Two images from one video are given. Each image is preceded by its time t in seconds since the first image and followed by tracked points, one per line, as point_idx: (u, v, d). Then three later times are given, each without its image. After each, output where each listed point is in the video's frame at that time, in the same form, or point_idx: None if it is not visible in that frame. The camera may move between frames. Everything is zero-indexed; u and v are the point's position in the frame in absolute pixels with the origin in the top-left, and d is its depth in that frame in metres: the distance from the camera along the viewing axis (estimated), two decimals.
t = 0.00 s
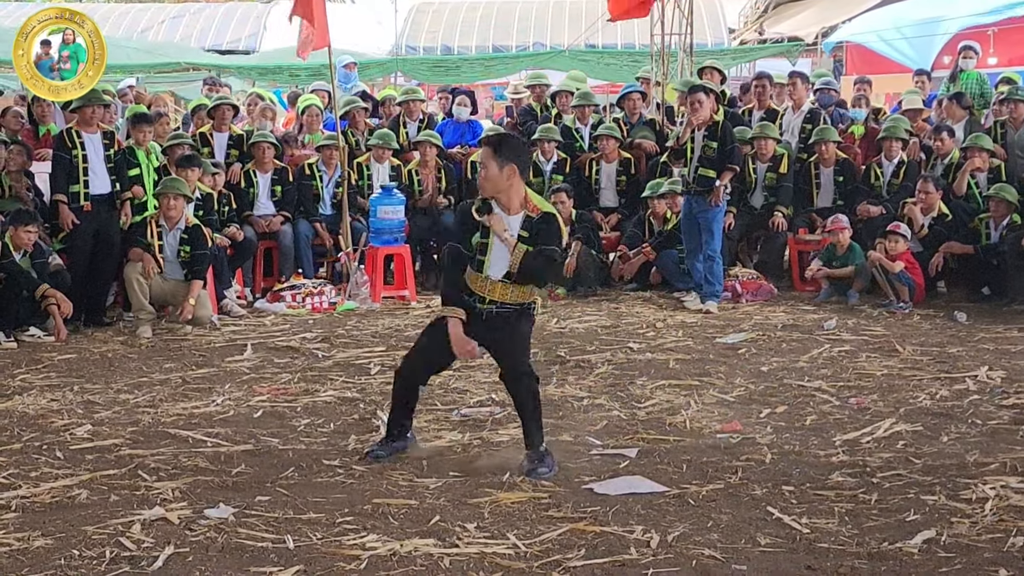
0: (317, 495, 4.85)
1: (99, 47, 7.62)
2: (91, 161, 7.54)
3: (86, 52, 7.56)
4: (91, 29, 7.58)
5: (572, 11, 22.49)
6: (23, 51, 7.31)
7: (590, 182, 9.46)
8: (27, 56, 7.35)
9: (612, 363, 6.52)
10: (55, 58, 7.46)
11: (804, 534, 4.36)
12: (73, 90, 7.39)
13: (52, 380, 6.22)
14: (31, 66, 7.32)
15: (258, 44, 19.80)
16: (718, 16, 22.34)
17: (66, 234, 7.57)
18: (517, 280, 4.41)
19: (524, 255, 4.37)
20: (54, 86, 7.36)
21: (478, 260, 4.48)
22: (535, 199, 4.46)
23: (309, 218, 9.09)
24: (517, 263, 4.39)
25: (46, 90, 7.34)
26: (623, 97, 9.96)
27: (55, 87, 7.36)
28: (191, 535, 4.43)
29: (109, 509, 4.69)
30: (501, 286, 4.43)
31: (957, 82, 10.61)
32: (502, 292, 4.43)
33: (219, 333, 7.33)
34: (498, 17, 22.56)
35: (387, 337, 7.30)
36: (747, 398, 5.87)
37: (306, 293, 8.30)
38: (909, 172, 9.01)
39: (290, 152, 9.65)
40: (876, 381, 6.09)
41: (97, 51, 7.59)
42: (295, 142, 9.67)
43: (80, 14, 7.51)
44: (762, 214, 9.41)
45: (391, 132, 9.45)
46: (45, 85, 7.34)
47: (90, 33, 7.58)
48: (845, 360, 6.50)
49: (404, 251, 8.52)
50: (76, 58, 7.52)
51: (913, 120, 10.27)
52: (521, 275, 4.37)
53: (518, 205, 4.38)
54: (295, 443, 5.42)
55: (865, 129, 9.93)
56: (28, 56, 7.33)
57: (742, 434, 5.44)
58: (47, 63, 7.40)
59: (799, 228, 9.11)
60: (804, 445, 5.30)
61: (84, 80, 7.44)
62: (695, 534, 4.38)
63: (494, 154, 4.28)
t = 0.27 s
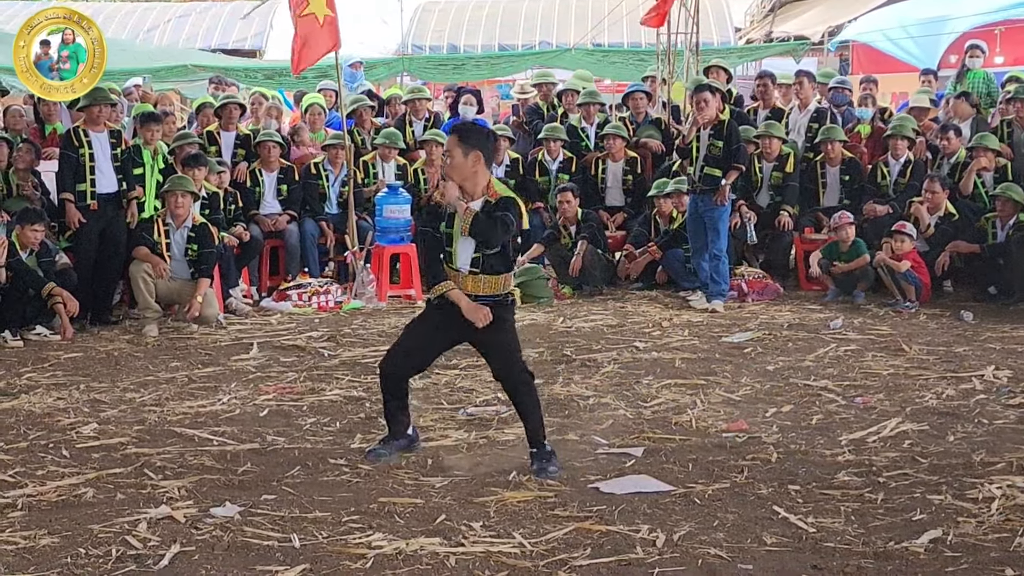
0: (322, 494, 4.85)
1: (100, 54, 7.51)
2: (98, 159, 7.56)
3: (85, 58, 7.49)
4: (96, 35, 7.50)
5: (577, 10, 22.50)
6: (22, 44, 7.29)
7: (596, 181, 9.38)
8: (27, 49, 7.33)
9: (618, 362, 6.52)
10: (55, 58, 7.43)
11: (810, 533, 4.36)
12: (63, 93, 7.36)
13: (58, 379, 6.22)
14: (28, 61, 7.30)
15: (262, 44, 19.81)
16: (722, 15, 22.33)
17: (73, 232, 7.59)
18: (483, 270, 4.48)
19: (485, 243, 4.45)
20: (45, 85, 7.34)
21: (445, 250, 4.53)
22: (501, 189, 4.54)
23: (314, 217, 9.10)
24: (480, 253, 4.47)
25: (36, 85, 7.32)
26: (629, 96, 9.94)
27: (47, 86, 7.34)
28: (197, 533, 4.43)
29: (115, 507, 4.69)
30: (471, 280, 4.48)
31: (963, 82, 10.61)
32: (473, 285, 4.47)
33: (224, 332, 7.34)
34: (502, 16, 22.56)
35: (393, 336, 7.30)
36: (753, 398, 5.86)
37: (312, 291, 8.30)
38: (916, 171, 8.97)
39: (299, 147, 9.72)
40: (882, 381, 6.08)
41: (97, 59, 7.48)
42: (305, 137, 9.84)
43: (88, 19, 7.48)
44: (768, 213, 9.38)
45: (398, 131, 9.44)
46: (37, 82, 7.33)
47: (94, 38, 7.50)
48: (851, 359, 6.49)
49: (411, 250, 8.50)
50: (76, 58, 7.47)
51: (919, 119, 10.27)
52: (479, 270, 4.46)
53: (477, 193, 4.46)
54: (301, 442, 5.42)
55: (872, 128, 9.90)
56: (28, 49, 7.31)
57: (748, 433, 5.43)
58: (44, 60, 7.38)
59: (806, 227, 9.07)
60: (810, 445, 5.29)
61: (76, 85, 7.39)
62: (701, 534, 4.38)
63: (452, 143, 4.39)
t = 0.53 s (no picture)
0: (334, 494, 4.85)
1: (100, 61, 7.68)
2: (111, 159, 7.54)
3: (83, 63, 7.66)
4: (98, 41, 7.67)
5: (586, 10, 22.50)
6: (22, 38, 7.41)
7: (609, 181, 9.39)
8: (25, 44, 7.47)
9: (629, 362, 6.52)
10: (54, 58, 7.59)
11: (822, 534, 4.35)
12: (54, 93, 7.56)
13: (70, 378, 6.23)
14: (26, 56, 7.45)
15: (271, 43, 19.84)
16: (732, 15, 22.30)
17: (86, 231, 7.59)
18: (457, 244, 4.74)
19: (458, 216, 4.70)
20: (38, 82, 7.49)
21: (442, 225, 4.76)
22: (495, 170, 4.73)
23: (327, 217, 9.18)
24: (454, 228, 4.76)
25: (30, 79, 7.47)
26: (640, 96, 9.93)
27: (39, 84, 7.49)
28: (209, 532, 4.43)
29: (128, 506, 4.70)
30: (460, 256, 4.75)
31: (976, 82, 10.60)
32: (463, 263, 4.74)
33: (236, 331, 7.35)
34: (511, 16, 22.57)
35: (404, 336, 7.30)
36: (765, 398, 5.86)
37: (324, 291, 8.31)
38: (929, 172, 8.94)
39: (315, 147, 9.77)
40: (894, 381, 6.07)
41: (95, 64, 7.66)
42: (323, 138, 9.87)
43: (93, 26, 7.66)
44: (780, 214, 9.35)
45: (409, 131, 9.41)
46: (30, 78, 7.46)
47: (96, 42, 7.67)
48: (862, 360, 6.48)
49: (422, 250, 8.58)
50: (75, 58, 7.65)
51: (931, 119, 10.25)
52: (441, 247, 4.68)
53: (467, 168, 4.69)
54: (313, 441, 5.42)
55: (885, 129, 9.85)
56: (26, 43, 7.44)
57: (760, 434, 5.43)
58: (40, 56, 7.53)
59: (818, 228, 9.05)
60: (821, 445, 5.29)
61: (70, 88, 7.62)
62: (712, 534, 4.38)
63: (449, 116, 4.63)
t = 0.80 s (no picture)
0: (350, 495, 4.86)
1: (97, 68, 7.58)
2: (128, 160, 7.55)
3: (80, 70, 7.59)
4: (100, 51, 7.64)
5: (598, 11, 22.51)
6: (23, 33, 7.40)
7: (624, 183, 9.39)
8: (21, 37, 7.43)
9: (645, 365, 6.51)
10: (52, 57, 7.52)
11: (838, 537, 4.35)
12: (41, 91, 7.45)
13: (86, 379, 6.24)
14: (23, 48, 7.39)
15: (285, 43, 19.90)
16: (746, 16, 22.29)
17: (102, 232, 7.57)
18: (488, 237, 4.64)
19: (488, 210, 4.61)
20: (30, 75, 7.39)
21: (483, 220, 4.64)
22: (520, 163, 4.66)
23: (342, 219, 9.14)
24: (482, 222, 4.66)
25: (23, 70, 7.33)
26: (656, 99, 9.92)
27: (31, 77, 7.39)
28: (225, 533, 4.44)
29: (144, 507, 4.70)
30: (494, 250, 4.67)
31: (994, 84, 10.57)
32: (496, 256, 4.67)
33: (252, 333, 7.36)
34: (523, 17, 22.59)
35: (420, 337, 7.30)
36: (781, 401, 5.85)
37: (340, 293, 8.33)
38: (945, 173, 8.96)
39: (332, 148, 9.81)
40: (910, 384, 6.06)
41: (93, 70, 7.58)
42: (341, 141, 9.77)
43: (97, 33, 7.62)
44: (796, 216, 9.31)
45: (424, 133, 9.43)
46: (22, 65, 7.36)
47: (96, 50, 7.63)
48: (879, 363, 6.47)
49: (437, 252, 8.52)
50: (74, 59, 7.58)
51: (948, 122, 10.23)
52: (483, 244, 4.53)
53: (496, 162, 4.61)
54: (329, 443, 5.43)
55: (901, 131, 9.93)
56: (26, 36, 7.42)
57: (776, 436, 5.42)
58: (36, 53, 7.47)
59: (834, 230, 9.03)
60: (838, 448, 5.28)
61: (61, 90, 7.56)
62: (728, 537, 4.37)
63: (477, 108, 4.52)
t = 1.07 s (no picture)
0: (367, 499, 4.86)
1: (91, 72, 7.66)
2: (147, 163, 7.59)
3: (74, 73, 7.68)
4: (98, 58, 7.77)
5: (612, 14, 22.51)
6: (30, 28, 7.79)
7: (642, 188, 9.39)
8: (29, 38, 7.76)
9: (663, 369, 6.51)
10: (52, 58, 7.71)
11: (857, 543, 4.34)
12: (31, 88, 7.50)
13: (104, 381, 6.26)
14: (25, 46, 7.66)
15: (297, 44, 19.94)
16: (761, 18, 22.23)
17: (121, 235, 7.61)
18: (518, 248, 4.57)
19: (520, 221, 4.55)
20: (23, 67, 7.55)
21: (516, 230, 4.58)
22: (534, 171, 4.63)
23: (361, 222, 9.16)
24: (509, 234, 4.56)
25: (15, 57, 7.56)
26: (674, 103, 9.94)
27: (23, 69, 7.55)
28: (243, 537, 4.45)
29: (162, 510, 4.71)
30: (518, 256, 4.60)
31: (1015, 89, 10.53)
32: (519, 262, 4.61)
33: (270, 336, 7.38)
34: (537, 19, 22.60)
35: (438, 341, 7.31)
36: (799, 406, 5.84)
37: (357, 298, 8.46)
38: (964, 178, 8.94)
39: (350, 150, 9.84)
40: (929, 390, 6.05)
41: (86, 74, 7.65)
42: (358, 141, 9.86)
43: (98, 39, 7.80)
44: (814, 221, 9.34)
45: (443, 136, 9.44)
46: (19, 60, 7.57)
47: (95, 56, 7.77)
48: (898, 368, 6.46)
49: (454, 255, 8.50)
50: (73, 60, 7.74)
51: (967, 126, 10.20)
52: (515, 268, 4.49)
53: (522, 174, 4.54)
54: (347, 447, 5.43)
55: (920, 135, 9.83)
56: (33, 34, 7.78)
57: (794, 441, 5.42)
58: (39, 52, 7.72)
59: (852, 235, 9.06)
60: (856, 454, 5.27)
61: (52, 90, 7.59)
62: (746, 542, 4.36)
63: (514, 120, 4.39)
